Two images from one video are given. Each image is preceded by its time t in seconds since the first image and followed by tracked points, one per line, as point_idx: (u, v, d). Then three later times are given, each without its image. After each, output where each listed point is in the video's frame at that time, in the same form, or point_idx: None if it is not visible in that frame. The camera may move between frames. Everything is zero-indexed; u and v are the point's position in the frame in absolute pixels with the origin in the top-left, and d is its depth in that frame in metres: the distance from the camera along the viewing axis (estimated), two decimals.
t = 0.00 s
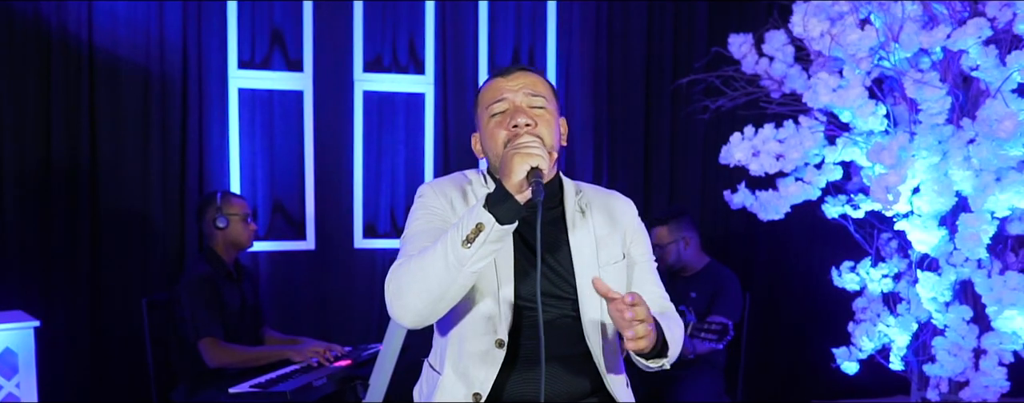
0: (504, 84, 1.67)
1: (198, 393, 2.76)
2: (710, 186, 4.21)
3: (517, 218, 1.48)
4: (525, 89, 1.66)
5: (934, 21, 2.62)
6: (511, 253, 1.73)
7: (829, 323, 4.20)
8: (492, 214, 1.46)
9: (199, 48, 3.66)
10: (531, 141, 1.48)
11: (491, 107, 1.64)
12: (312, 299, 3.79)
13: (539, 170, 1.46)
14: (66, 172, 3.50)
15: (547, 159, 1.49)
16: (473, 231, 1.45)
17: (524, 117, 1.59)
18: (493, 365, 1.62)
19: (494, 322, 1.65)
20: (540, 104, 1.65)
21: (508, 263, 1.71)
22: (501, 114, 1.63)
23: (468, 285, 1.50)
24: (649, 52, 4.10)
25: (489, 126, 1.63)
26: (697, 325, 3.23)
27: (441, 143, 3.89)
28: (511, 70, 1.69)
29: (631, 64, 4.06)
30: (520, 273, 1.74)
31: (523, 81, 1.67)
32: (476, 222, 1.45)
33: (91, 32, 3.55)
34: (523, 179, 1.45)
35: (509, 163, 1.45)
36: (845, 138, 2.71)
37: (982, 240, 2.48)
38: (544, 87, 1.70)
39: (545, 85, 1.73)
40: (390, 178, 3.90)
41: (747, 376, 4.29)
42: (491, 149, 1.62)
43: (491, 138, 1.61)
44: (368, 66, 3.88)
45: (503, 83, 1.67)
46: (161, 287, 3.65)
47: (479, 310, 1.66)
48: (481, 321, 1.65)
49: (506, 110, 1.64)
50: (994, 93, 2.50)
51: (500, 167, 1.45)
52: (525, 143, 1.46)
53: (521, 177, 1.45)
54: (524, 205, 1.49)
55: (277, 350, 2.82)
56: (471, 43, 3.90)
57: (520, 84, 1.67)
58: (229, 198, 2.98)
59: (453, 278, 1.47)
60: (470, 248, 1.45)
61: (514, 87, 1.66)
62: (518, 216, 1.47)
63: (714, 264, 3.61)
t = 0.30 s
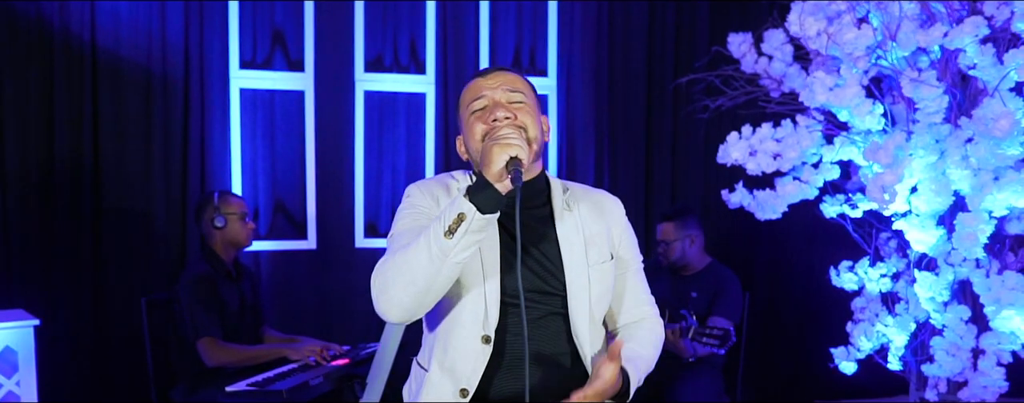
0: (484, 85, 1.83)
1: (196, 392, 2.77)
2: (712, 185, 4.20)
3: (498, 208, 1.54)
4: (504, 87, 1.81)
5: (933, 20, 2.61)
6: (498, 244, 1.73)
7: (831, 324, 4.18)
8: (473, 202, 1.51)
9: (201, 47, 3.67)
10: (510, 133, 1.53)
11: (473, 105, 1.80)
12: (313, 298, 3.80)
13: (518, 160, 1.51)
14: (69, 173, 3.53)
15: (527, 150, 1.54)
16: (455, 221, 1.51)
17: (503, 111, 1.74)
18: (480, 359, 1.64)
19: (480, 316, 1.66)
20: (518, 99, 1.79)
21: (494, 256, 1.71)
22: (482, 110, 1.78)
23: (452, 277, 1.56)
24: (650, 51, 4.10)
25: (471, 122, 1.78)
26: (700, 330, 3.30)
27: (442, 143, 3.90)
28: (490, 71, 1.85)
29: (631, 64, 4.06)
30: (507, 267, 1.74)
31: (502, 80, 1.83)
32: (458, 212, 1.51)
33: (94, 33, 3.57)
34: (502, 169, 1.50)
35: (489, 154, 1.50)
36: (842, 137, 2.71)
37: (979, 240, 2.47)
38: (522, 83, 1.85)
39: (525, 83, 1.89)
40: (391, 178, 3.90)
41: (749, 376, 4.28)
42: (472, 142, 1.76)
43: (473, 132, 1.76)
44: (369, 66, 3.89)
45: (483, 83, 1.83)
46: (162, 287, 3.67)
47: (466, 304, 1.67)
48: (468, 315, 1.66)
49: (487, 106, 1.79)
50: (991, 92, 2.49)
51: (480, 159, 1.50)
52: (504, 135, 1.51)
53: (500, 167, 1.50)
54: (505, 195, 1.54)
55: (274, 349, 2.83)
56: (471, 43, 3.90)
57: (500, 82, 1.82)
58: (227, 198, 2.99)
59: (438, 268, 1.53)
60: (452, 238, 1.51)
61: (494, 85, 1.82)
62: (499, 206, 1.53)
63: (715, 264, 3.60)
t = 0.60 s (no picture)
0: (472, 84, 1.86)
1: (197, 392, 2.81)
2: (715, 185, 4.20)
3: (484, 204, 1.55)
4: (492, 87, 1.84)
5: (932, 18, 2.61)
6: (485, 239, 1.76)
7: (835, 324, 4.16)
8: (459, 200, 1.52)
9: (204, 48, 3.70)
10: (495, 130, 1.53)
11: (462, 105, 1.83)
12: (315, 297, 3.82)
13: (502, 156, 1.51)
14: (74, 172, 3.56)
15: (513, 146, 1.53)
16: (440, 217, 1.51)
17: (490, 110, 1.77)
18: (467, 356, 1.66)
19: (468, 314, 1.69)
20: (506, 98, 1.82)
21: (481, 256, 1.73)
22: (469, 109, 1.81)
23: (439, 273, 1.56)
24: (653, 51, 4.09)
25: (459, 120, 1.81)
26: (703, 338, 3.26)
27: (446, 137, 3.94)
28: (479, 72, 1.87)
29: (634, 63, 4.06)
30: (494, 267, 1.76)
31: (490, 80, 1.86)
32: (442, 208, 1.51)
33: (98, 34, 3.60)
34: (486, 165, 1.50)
35: (473, 150, 1.51)
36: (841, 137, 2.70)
37: (977, 240, 2.47)
38: (511, 84, 1.87)
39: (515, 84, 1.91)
40: (394, 178, 3.91)
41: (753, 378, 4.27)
42: (460, 140, 1.79)
43: (461, 131, 1.78)
44: (372, 66, 3.90)
45: (472, 83, 1.86)
46: (167, 286, 3.70)
47: (453, 303, 1.69)
48: (455, 313, 1.68)
49: (475, 106, 1.82)
50: (990, 91, 2.48)
51: (464, 155, 1.51)
52: (489, 132, 1.51)
53: (484, 162, 1.50)
54: (489, 191, 1.54)
55: (272, 346, 2.84)
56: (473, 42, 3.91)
57: (488, 82, 1.85)
58: (227, 197, 3.01)
59: (424, 264, 1.53)
60: (438, 234, 1.51)
61: (482, 85, 1.85)
62: (484, 201, 1.54)
63: (717, 265, 3.58)
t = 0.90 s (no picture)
0: (465, 87, 1.84)
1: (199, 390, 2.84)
2: (719, 185, 4.19)
3: (471, 206, 1.55)
4: (485, 90, 1.82)
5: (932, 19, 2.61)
6: (474, 239, 1.78)
7: (839, 325, 4.16)
8: (446, 202, 1.53)
9: (210, 48, 3.73)
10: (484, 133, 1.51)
11: (453, 108, 1.82)
12: (319, 297, 3.85)
13: (490, 159, 1.50)
14: (81, 173, 3.59)
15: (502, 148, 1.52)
16: (427, 219, 1.53)
17: (482, 114, 1.76)
18: (455, 356, 1.69)
19: (457, 315, 1.71)
20: (499, 102, 1.81)
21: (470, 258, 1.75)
22: (462, 113, 1.80)
23: (426, 273, 1.58)
24: (658, 51, 4.09)
25: (451, 124, 1.80)
26: (708, 343, 3.19)
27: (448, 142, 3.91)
28: (471, 74, 1.86)
29: (639, 63, 4.06)
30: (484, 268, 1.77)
31: (482, 82, 1.84)
32: (429, 209, 1.53)
33: (106, 36, 3.63)
34: (473, 167, 1.50)
35: (461, 152, 1.50)
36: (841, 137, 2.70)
37: (975, 241, 2.45)
38: (504, 86, 1.86)
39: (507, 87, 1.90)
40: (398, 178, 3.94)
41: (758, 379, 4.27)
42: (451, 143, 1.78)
43: (452, 134, 1.77)
44: (376, 67, 3.92)
45: (464, 85, 1.85)
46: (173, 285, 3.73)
47: (442, 303, 1.72)
48: (444, 313, 1.71)
49: (467, 109, 1.81)
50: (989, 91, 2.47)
51: (452, 156, 1.50)
52: (477, 133, 1.50)
53: (471, 164, 1.50)
54: (476, 192, 1.54)
55: (272, 344, 2.88)
56: (477, 43, 3.92)
57: (481, 85, 1.83)
58: (230, 198, 3.03)
59: (411, 265, 1.55)
60: (425, 235, 1.54)
61: (474, 88, 1.83)
62: (472, 203, 1.54)
63: (720, 267, 3.57)
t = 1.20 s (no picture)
0: (469, 85, 1.83)
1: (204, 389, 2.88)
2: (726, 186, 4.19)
3: (467, 203, 1.56)
4: (488, 90, 1.81)
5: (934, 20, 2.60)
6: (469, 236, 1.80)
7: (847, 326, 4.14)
8: (441, 198, 1.55)
9: (218, 50, 3.77)
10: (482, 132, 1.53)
11: (455, 107, 1.81)
12: (327, 297, 3.88)
13: (487, 158, 1.52)
14: (91, 175, 3.64)
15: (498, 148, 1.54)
16: (421, 215, 1.54)
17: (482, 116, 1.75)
18: (449, 353, 1.69)
19: (451, 311, 1.72)
20: (502, 105, 1.80)
21: (464, 256, 1.77)
22: (463, 114, 1.80)
23: (421, 268, 1.59)
24: (664, 52, 4.09)
25: (451, 124, 1.80)
26: (709, 342, 3.27)
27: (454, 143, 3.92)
28: (476, 73, 1.85)
29: (645, 65, 4.06)
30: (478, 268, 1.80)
31: (487, 83, 1.83)
32: (424, 205, 1.54)
33: (115, 38, 3.67)
34: (470, 164, 1.52)
35: (458, 149, 1.52)
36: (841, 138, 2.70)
37: (977, 243, 2.43)
38: (508, 87, 1.85)
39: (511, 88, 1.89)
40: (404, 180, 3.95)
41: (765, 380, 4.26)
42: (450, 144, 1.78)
43: (452, 135, 1.77)
44: (383, 69, 3.93)
45: (468, 84, 1.84)
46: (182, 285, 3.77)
47: (437, 300, 1.73)
48: (438, 309, 1.72)
49: (468, 110, 1.80)
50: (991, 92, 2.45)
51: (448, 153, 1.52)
52: (475, 132, 1.52)
53: (468, 162, 1.51)
54: (472, 190, 1.55)
55: (277, 346, 2.92)
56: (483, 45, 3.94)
57: (485, 84, 1.82)
58: (235, 199, 3.06)
59: (406, 261, 1.56)
60: (419, 231, 1.55)
61: (478, 88, 1.82)
62: (467, 200, 1.56)
63: (724, 268, 3.57)
